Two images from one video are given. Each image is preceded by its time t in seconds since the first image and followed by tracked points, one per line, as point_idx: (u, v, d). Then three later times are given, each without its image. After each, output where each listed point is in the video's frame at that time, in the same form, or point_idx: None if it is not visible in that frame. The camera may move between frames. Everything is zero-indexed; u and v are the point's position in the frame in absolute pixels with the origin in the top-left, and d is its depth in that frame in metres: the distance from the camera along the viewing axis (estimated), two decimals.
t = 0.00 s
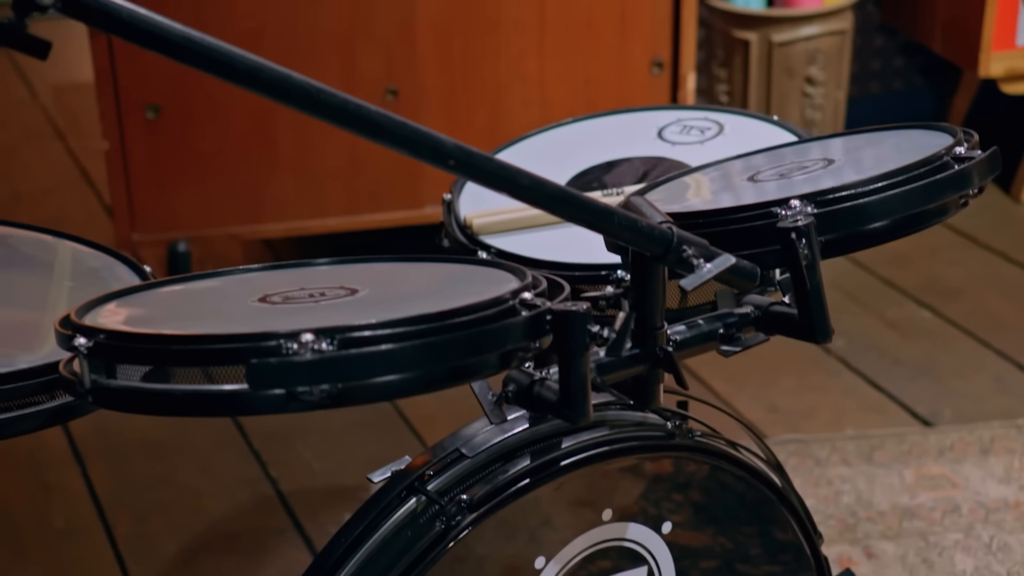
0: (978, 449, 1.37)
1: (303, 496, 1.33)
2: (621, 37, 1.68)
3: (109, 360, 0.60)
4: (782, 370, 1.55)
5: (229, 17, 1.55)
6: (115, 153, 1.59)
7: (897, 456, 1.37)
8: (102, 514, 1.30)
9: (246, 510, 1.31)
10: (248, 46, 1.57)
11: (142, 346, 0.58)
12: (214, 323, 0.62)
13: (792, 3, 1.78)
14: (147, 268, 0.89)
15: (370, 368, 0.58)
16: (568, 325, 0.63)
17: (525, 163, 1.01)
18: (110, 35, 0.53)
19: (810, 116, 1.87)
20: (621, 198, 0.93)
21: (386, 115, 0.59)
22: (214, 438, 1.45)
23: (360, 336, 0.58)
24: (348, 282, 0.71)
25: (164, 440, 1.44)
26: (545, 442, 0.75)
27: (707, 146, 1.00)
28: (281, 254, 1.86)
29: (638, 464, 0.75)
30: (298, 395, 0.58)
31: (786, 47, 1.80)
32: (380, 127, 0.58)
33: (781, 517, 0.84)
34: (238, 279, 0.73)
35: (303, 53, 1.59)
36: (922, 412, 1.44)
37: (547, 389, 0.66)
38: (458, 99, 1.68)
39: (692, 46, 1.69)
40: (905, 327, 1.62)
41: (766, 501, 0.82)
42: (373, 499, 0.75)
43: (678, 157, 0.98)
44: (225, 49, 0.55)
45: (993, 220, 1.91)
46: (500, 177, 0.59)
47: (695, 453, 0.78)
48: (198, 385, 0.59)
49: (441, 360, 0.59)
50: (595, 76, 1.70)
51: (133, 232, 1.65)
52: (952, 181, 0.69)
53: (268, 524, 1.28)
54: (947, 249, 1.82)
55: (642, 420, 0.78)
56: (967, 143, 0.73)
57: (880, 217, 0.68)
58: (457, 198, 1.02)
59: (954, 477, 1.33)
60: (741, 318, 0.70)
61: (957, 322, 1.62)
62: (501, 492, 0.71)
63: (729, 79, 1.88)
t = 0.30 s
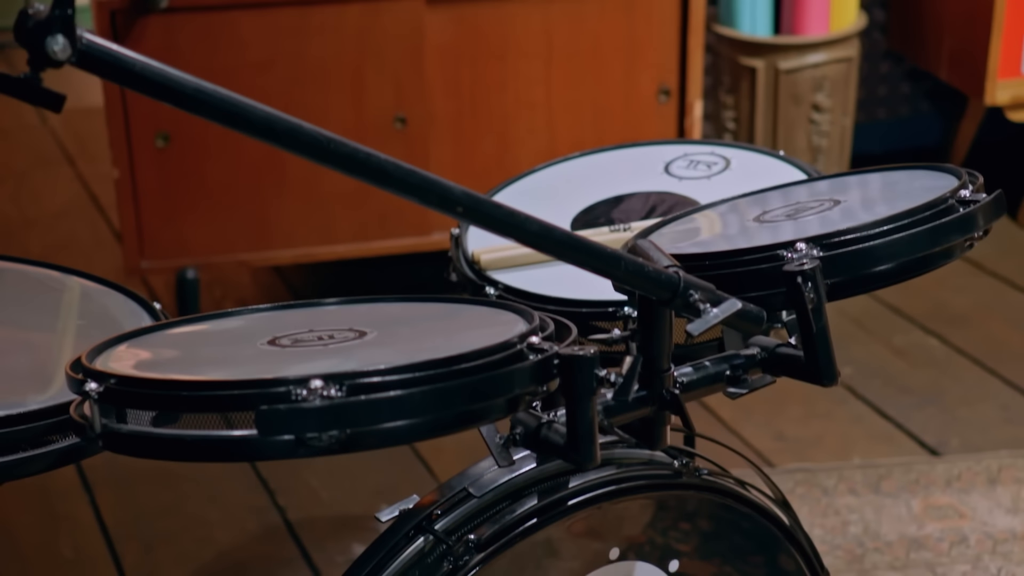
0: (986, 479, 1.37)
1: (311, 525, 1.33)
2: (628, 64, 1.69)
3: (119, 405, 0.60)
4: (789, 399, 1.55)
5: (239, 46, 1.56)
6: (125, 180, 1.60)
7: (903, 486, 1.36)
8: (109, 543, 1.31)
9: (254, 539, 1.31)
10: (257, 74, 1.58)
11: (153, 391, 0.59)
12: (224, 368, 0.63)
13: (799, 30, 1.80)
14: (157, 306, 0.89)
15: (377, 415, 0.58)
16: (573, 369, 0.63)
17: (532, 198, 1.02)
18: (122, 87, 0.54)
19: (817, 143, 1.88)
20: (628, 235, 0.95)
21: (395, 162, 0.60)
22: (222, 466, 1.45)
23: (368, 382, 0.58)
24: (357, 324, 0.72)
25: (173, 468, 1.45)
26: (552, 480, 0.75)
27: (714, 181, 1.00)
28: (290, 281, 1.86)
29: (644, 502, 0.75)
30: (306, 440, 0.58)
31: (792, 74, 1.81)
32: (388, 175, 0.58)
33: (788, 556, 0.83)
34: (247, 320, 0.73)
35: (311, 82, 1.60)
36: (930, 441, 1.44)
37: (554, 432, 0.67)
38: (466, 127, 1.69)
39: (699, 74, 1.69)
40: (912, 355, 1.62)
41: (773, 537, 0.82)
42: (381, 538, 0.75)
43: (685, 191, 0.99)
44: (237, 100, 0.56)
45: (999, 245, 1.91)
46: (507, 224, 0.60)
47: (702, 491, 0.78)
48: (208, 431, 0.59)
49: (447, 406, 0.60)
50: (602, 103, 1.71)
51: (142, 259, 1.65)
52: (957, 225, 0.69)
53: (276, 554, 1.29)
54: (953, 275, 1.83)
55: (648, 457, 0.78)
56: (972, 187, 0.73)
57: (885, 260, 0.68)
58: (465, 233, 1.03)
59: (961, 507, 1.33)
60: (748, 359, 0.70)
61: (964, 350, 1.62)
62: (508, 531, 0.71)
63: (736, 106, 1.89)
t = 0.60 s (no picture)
0: (994, 506, 1.36)
1: (318, 551, 1.34)
2: (635, 88, 1.69)
3: (130, 449, 0.61)
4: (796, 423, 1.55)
5: (248, 71, 1.57)
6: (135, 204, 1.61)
7: (911, 512, 1.36)
8: (119, 569, 1.31)
9: (262, 565, 1.32)
10: (266, 99, 1.59)
11: (164, 437, 0.59)
12: (235, 412, 0.64)
13: (805, 54, 1.81)
14: (169, 340, 0.90)
15: (387, 460, 0.59)
16: (581, 413, 0.64)
17: (540, 232, 1.03)
18: (137, 139, 0.55)
19: (824, 166, 1.88)
20: (635, 268, 0.95)
21: (404, 210, 0.60)
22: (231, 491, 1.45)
23: (377, 428, 0.59)
24: (366, 365, 0.72)
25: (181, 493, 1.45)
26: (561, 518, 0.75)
27: (720, 216, 1.01)
28: (298, 303, 1.87)
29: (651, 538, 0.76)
30: (316, 486, 0.59)
31: (799, 97, 1.82)
32: (398, 223, 0.59)
33: None
34: (257, 360, 0.74)
35: (320, 107, 1.61)
36: (937, 467, 1.44)
37: (562, 474, 0.67)
38: (474, 150, 1.69)
39: (706, 97, 1.70)
40: (919, 379, 1.63)
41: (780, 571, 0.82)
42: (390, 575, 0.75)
43: (692, 226, 1.00)
44: (249, 150, 0.56)
45: (1007, 267, 1.91)
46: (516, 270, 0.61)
47: (709, 527, 0.78)
48: (218, 475, 0.60)
49: (456, 452, 0.60)
50: (609, 127, 1.71)
51: (152, 282, 1.66)
52: (961, 267, 0.70)
53: None
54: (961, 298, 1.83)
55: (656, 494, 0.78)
56: (976, 228, 0.74)
57: (890, 302, 0.69)
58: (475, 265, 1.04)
59: (969, 534, 1.33)
60: (755, 400, 0.71)
61: (972, 375, 1.62)
62: (516, 570, 0.71)
63: (743, 129, 1.89)
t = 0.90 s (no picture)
0: (1001, 531, 1.36)
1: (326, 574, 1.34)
2: (642, 110, 1.70)
3: (143, 490, 0.61)
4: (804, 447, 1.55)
5: (258, 95, 1.58)
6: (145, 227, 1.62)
7: (918, 538, 1.36)
8: None
9: None
10: (275, 122, 1.60)
11: (175, 478, 0.60)
12: (246, 453, 0.64)
13: (811, 77, 1.81)
14: (178, 372, 0.90)
15: (397, 502, 0.59)
16: (590, 453, 0.64)
17: (548, 263, 1.05)
18: (151, 187, 0.55)
19: (830, 188, 1.88)
20: (644, 299, 0.95)
21: (414, 252, 0.61)
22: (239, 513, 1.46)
23: (387, 470, 0.59)
24: (375, 402, 0.73)
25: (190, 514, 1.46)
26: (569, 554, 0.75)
27: (727, 245, 1.03)
28: (306, 324, 1.88)
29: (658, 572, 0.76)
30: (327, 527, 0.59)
31: (805, 119, 1.83)
32: (408, 266, 0.59)
33: None
34: (266, 397, 0.75)
35: (329, 130, 1.62)
36: (944, 491, 1.44)
37: (570, 514, 0.67)
38: (481, 172, 1.70)
39: (713, 119, 1.71)
40: (926, 402, 1.63)
41: None
42: None
43: (699, 256, 1.01)
44: (262, 196, 0.57)
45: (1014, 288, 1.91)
46: (525, 312, 0.61)
47: (715, 561, 0.79)
48: (229, 517, 0.60)
49: (466, 493, 0.61)
50: (616, 149, 1.72)
51: (161, 304, 1.67)
52: (968, 307, 0.70)
53: None
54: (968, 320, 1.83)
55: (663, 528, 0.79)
56: (982, 267, 0.74)
57: (898, 342, 0.69)
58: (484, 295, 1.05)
59: (976, 560, 1.32)
60: (762, 437, 0.71)
61: (978, 398, 1.62)
62: None
63: (749, 150, 1.89)
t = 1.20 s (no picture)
0: (1009, 556, 1.36)
1: None
2: (650, 131, 1.70)
3: (153, 523, 0.61)
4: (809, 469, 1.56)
5: (267, 116, 1.59)
6: (154, 248, 1.63)
7: (925, 562, 1.36)
8: None
9: None
10: (283, 143, 1.61)
11: (186, 512, 0.60)
12: (256, 487, 0.64)
13: (818, 99, 1.82)
14: (188, 400, 0.90)
15: (405, 537, 0.59)
16: (597, 487, 0.64)
17: (555, 289, 1.06)
18: (164, 225, 0.55)
19: (837, 209, 1.89)
20: (652, 327, 0.95)
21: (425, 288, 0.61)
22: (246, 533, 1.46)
23: (396, 505, 0.60)
24: (384, 434, 0.73)
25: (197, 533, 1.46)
26: None
27: (734, 272, 1.04)
28: (314, 344, 1.88)
29: None
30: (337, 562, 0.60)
31: (812, 140, 1.83)
32: (419, 302, 0.59)
33: None
34: (276, 428, 0.75)
35: (337, 151, 1.63)
36: (952, 516, 1.44)
37: (578, 547, 0.67)
38: (489, 193, 1.70)
39: (719, 142, 1.71)
40: (933, 425, 1.63)
41: None
42: None
43: (706, 282, 1.02)
44: (274, 234, 0.57)
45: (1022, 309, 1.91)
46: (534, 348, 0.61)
47: None
48: (239, 552, 0.61)
49: (475, 529, 0.61)
50: (623, 170, 1.72)
51: (169, 324, 1.68)
52: (976, 341, 0.71)
53: None
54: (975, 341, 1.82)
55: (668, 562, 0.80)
56: (990, 300, 0.75)
57: (906, 376, 0.70)
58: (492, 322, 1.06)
59: None
60: (770, 470, 0.71)
61: (986, 422, 1.62)
62: None
63: (756, 171, 1.90)
